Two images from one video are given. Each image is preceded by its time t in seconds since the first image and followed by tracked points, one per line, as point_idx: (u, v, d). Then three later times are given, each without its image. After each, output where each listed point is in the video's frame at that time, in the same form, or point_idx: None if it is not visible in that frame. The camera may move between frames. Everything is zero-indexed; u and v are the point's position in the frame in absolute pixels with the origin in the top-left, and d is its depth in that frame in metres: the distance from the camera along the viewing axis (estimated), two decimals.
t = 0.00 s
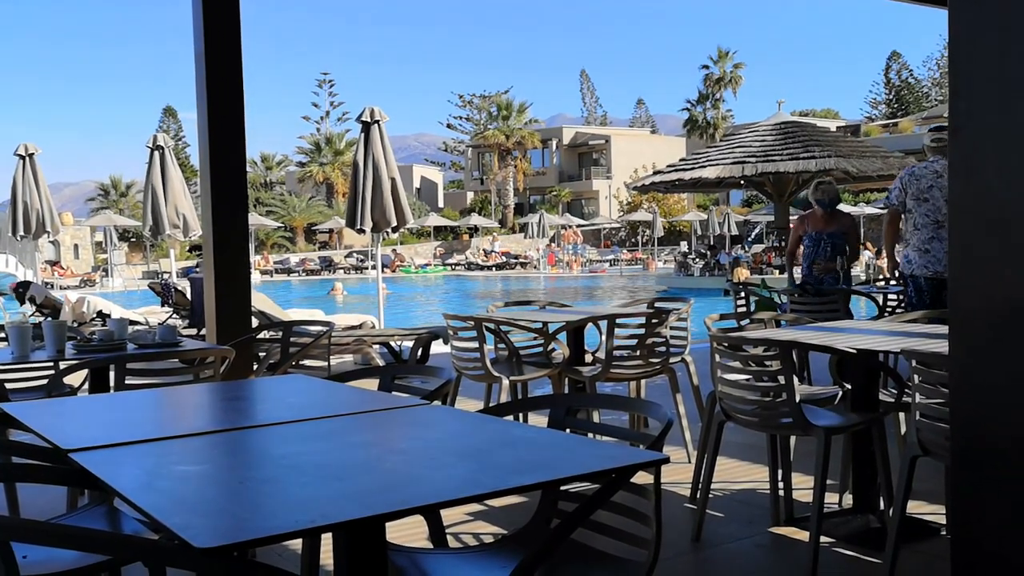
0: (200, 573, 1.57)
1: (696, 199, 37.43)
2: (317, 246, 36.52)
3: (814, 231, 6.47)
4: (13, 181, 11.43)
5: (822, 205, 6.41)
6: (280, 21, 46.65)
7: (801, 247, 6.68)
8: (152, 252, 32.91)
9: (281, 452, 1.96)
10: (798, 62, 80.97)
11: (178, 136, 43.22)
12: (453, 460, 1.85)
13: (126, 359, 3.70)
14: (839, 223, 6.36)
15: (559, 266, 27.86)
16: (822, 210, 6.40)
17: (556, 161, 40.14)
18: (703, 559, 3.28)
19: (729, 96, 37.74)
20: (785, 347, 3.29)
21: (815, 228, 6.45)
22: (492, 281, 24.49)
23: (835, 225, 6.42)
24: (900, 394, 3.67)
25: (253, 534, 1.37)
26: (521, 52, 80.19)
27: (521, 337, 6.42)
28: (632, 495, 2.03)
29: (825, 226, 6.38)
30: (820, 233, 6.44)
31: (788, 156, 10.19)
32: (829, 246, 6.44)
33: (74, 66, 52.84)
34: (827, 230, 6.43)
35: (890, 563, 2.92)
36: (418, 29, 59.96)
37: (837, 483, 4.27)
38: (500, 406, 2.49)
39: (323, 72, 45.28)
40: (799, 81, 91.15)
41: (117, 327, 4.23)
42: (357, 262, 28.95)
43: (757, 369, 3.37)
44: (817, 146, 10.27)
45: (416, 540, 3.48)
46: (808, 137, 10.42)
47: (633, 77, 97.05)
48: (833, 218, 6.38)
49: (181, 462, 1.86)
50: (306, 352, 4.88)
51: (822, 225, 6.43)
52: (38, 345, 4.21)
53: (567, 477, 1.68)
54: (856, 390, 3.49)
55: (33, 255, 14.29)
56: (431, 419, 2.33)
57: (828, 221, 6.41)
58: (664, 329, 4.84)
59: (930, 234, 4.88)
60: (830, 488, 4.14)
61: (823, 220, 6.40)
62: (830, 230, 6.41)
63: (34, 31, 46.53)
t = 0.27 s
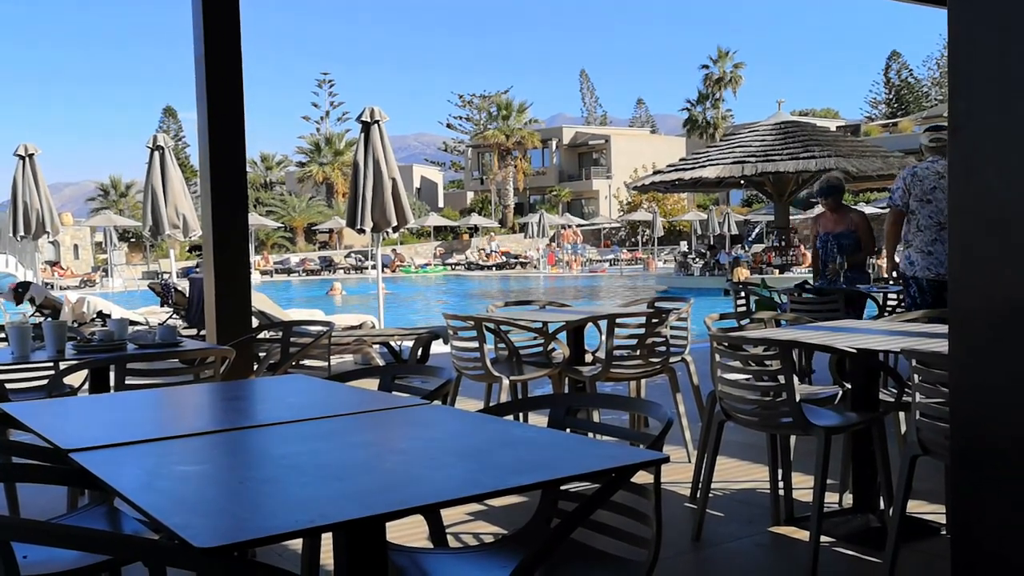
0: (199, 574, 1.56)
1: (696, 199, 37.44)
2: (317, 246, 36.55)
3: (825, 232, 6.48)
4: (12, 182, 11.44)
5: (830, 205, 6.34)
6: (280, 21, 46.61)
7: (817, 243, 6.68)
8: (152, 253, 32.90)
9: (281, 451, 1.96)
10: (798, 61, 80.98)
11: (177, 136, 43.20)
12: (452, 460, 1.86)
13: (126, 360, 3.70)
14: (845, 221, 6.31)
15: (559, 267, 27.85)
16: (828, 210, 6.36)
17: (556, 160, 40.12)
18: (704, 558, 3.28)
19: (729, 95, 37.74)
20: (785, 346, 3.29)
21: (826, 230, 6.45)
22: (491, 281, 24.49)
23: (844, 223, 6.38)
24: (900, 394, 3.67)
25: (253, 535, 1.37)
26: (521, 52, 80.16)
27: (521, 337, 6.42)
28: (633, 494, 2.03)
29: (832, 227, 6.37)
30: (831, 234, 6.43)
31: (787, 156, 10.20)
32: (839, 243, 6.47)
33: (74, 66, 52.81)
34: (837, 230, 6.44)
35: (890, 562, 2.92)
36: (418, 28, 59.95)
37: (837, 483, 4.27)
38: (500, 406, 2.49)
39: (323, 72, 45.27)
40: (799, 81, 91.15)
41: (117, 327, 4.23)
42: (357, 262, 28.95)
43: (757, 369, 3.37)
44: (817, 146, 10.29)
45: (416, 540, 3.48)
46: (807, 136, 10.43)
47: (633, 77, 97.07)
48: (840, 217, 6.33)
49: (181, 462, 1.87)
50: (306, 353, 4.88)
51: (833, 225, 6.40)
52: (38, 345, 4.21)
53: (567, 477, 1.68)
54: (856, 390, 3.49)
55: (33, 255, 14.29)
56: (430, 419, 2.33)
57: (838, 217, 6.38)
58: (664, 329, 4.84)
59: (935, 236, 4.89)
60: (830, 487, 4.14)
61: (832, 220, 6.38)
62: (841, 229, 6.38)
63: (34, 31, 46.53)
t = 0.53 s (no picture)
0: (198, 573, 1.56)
1: (695, 199, 37.47)
2: (316, 246, 36.58)
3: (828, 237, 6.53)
4: (12, 181, 11.43)
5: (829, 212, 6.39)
6: (279, 20, 46.56)
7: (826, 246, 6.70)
8: (151, 252, 32.90)
9: (281, 451, 1.96)
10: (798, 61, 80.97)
11: (177, 135, 43.19)
12: (453, 459, 1.86)
13: (126, 359, 3.70)
14: (844, 226, 6.35)
15: (558, 266, 27.84)
16: (828, 214, 6.37)
17: (556, 160, 40.11)
18: (704, 557, 3.28)
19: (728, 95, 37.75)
20: (785, 345, 3.28)
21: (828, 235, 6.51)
22: (490, 280, 24.49)
23: (845, 228, 6.43)
24: (900, 393, 3.67)
25: (253, 535, 1.37)
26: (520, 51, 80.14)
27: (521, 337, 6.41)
28: (632, 494, 2.03)
29: (832, 232, 6.41)
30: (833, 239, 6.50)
31: (786, 154, 10.19)
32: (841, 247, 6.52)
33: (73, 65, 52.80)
34: (838, 235, 6.49)
35: (889, 561, 2.92)
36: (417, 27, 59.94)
37: (837, 482, 4.27)
38: (500, 406, 2.49)
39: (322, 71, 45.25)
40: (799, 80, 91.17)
41: (117, 326, 4.23)
42: (357, 261, 28.95)
43: (758, 367, 3.37)
44: (817, 144, 10.30)
45: (416, 538, 3.48)
46: (807, 135, 10.43)
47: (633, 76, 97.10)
48: (840, 222, 6.38)
49: (182, 461, 1.87)
50: (306, 352, 4.88)
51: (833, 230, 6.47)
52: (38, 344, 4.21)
53: (567, 476, 1.68)
54: (856, 389, 3.49)
55: (32, 255, 14.30)
56: (430, 418, 2.32)
57: (838, 222, 6.41)
58: (664, 328, 4.83)
59: (934, 238, 4.89)
60: (831, 486, 4.14)
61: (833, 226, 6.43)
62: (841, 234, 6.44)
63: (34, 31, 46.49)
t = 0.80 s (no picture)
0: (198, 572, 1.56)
1: (695, 198, 37.47)
2: (316, 245, 36.56)
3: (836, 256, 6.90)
4: (12, 181, 11.42)
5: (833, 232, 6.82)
6: (279, 20, 46.54)
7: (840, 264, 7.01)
8: (151, 252, 32.85)
9: (280, 450, 1.96)
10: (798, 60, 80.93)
11: (177, 135, 43.14)
12: (454, 457, 1.85)
13: (127, 358, 3.70)
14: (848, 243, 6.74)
15: (559, 265, 27.80)
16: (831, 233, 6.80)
17: (556, 159, 40.06)
18: (704, 555, 3.28)
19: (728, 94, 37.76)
20: (785, 344, 3.28)
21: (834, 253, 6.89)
22: (490, 280, 24.44)
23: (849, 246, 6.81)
24: (900, 392, 3.66)
25: (252, 533, 1.37)
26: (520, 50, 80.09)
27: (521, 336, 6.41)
28: (633, 492, 2.03)
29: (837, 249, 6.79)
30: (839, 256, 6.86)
31: (787, 154, 10.17)
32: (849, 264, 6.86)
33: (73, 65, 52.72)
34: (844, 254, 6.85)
35: (890, 559, 2.92)
36: (417, 26, 59.89)
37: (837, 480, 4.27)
38: (500, 404, 2.48)
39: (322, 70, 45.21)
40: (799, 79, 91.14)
41: (117, 326, 4.23)
42: (357, 260, 28.92)
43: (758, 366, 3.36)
44: (817, 143, 10.33)
45: (416, 538, 3.48)
46: (807, 134, 10.43)
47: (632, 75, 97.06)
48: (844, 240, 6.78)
49: (182, 460, 1.87)
50: (307, 350, 4.88)
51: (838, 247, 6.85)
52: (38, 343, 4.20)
53: (568, 475, 1.68)
54: (857, 388, 3.49)
55: (32, 255, 14.29)
56: (429, 417, 2.32)
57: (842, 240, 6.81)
58: (664, 327, 4.83)
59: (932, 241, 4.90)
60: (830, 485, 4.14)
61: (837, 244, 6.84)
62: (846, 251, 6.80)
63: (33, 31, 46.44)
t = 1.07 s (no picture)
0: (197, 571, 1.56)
1: (695, 197, 37.48)
2: (316, 244, 36.62)
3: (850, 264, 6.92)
4: (11, 181, 11.41)
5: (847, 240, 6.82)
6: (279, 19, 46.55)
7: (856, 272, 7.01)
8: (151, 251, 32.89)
9: (279, 450, 1.96)
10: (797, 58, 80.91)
11: (176, 134, 43.18)
12: (453, 456, 1.86)
13: (126, 357, 3.70)
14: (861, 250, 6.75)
15: (559, 264, 27.81)
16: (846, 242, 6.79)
17: (555, 158, 40.07)
18: (704, 554, 3.28)
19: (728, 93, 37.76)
20: (785, 343, 3.28)
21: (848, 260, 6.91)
22: (489, 279, 24.42)
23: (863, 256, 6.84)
24: (900, 391, 3.66)
25: (253, 532, 1.37)
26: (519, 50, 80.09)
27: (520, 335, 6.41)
28: (633, 492, 2.03)
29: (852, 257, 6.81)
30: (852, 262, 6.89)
31: (787, 153, 10.17)
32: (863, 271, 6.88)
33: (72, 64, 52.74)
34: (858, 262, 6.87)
35: (890, 558, 2.92)
36: (416, 25, 59.86)
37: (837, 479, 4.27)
38: (500, 404, 2.48)
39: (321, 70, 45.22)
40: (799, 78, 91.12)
41: (117, 325, 4.23)
42: (356, 260, 28.94)
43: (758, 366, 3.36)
44: (816, 143, 10.33)
45: (416, 537, 3.48)
46: (806, 134, 10.43)
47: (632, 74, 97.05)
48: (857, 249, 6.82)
49: (182, 460, 1.87)
50: (306, 350, 4.88)
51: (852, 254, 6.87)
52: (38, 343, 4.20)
53: (566, 474, 1.69)
54: (857, 387, 3.50)
55: (31, 254, 14.29)
56: (429, 417, 2.32)
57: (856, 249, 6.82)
58: (664, 326, 4.83)
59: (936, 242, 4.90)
60: (830, 484, 4.14)
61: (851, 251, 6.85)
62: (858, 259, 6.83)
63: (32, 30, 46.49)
